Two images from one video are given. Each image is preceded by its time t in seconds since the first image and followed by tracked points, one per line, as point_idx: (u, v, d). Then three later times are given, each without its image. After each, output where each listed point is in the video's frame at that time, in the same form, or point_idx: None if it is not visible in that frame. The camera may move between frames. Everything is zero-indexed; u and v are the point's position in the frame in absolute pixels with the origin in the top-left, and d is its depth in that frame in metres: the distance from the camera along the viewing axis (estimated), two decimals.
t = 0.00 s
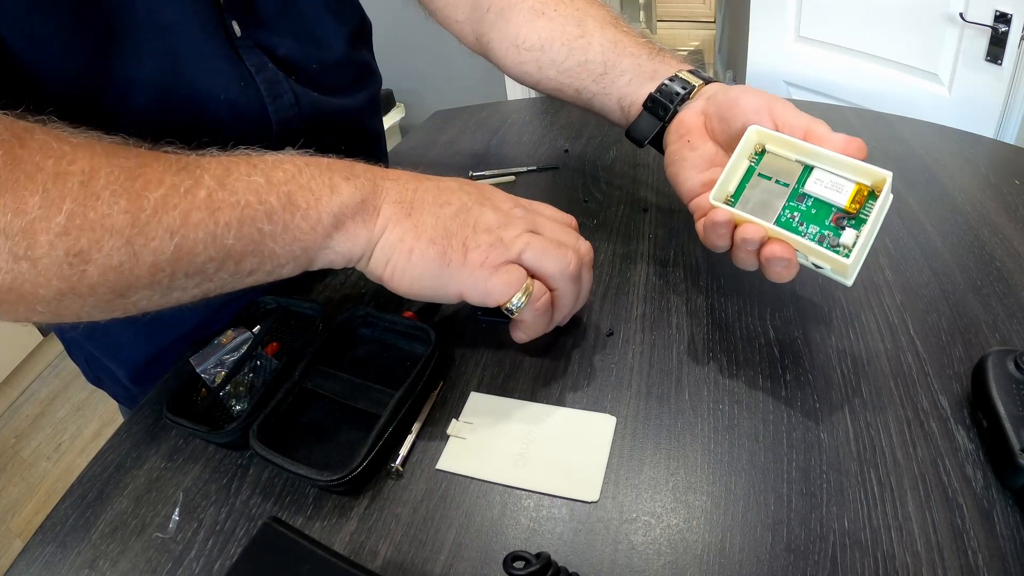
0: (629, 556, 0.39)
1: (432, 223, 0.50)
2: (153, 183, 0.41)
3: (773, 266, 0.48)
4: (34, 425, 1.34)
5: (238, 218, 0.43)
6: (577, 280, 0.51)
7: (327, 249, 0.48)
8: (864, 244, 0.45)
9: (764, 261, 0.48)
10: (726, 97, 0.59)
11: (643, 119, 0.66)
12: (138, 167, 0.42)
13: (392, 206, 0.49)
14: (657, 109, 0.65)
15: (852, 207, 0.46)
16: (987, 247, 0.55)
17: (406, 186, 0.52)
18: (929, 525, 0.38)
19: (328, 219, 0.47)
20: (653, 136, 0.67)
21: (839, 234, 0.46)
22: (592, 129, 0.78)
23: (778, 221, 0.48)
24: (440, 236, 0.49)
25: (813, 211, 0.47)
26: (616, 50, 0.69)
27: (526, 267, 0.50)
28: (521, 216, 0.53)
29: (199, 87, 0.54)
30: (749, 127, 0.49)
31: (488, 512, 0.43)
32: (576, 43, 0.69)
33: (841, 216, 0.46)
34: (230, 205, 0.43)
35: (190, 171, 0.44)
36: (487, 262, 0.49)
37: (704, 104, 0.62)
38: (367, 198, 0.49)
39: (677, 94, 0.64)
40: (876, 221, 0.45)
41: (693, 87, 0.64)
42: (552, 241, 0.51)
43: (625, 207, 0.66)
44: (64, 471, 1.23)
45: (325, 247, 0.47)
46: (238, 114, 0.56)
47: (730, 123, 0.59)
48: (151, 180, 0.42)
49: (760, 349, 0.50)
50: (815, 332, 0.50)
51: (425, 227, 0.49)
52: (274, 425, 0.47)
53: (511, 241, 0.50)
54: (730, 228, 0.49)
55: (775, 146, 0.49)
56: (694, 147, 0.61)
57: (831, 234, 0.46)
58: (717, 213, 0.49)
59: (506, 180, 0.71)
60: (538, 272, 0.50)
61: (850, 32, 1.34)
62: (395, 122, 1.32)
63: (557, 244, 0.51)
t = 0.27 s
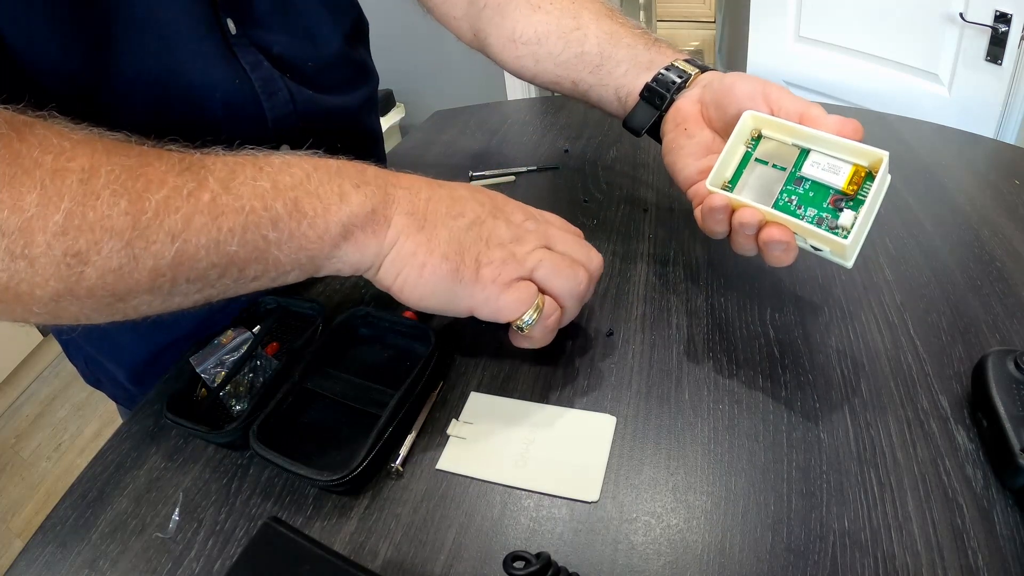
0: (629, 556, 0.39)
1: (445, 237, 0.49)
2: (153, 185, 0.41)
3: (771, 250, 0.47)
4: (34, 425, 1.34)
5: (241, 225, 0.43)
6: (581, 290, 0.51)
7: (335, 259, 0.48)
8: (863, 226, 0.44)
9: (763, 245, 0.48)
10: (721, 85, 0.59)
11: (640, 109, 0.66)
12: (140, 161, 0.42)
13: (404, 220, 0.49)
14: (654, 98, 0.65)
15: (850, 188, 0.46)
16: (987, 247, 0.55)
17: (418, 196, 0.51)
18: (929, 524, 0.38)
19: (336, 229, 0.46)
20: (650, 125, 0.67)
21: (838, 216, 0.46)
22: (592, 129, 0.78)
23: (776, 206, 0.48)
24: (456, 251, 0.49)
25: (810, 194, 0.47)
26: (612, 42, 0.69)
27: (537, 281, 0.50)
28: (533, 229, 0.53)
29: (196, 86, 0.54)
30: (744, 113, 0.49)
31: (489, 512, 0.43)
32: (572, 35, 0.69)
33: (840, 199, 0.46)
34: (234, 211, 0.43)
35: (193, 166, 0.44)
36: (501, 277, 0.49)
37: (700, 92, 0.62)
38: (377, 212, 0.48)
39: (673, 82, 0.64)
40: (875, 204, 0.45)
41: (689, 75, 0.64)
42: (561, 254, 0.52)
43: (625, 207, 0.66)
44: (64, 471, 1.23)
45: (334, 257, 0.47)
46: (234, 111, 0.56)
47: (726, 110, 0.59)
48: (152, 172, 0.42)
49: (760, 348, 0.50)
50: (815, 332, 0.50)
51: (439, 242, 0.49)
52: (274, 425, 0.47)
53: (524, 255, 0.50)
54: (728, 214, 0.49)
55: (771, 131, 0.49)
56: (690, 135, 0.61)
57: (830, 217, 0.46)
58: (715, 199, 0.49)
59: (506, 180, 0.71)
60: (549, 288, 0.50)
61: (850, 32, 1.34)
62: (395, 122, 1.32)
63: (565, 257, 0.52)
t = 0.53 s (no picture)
0: (629, 556, 0.39)
1: (437, 256, 0.44)
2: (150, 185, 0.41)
3: (770, 241, 0.47)
4: (34, 425, 1.34)
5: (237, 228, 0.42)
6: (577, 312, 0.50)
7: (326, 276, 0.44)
8: (862, 216, 0.44)
9: (763, 236, 0.48)
10: (720, 80, 0.59)
11: (639, 105, 0.66)
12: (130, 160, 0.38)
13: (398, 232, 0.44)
14: (652, 95, 0.65)
15: (848, 178, 0.46)
16: (987, 247, 0.55)
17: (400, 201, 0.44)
18: (929, 524, 0.38)
19: (326, 249, 0.42)
20: (649, 121, 0.67)
21: (836, 207, 0.46)
22: (592, 129, 0.78)
23: (774, 198, 0.48)
24: (452, 275, 0.44)
25: (808, 186, 0.47)
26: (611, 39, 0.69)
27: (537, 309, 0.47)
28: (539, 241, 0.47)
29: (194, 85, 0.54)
30: (742, 106, 0.50)
31: (489, 512, 0.43)
32: (571, 33, 0.69)
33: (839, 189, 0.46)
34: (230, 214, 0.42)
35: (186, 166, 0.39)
36: (499, 303, 0.46)
37: (698, 87, 0.62)
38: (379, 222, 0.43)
39: (671, 78, 0.64)
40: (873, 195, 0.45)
41: (687, 71, 0.64)
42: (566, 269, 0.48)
43: (625, 207, 0.66)
44: (64, 471, 1.23)
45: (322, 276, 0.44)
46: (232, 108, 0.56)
47: (725, 105, 0.59)
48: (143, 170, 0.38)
49: (760, 348, 0.50)
50: (815, 332, 0.50)
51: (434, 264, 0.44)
52: (274, 425, 0.47)
53: (529, 277, 0.47)
54: (728, 206, 0.49)
55: (769, 124, 0.50)
56: (689, 131, 0.61)
57: (828, 208, 0.46)
58: (714, 190, 0.48)
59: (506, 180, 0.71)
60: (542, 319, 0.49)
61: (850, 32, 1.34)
62: (395, 122, 1.32)
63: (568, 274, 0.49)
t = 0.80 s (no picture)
0: (629, 556, 0.39)
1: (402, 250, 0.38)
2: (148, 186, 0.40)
3: (762, 242, 0.47)
4: (34, 425, 1.34)
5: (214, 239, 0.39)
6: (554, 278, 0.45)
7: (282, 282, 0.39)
8: (853, 218, 0.45)
9: (755, 238, 0.47)
10: (715, 83, 0.60)
11: (634, 109, 0.66)
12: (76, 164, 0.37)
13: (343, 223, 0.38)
14: (647, 98, 0.65)
15: (840, 181, 0.46)
16: (987, 247, 0.55)
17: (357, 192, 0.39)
18: (929, 524, 0.38)
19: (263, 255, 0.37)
20: (643, 125, 0.67)
21: (828, 209, 0.46)
22: (592, 129, 0.78)
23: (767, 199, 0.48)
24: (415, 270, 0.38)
25: (800, 188, 0.48)
26: (607, 43, 0.69)
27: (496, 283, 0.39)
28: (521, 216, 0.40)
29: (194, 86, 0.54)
30: (735, 109, 0.50)
31: (488, 512, 0.43)
32: (567, 36, 0.69)
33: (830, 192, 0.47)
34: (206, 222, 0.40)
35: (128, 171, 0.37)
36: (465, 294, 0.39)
37: (693, 91, 0.62)
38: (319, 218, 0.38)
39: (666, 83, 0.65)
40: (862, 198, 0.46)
41: (683, 76, 0.65)
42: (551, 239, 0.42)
43: (625, 207, 0.66)
44: (64, 471, 1.23)
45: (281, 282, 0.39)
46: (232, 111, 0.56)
47: (718, 110, 0.59)
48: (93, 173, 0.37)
49: (760, 348, 0.50)
50: (815, 332, 0.50)
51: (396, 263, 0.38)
52: (274, 425, 0.47)
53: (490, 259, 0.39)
54: (719, 207, 0.48)
55: (762, 128, 0.50)
56: (683, 134, 0.61)
57: (820, 210, 0.46)
58: (706, 191, 0.48)
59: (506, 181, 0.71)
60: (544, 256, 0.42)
61: (850, 32, 1.34)
62: (395, 122, 1.32)
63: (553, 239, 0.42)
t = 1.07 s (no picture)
0: (628, 555, 0.40)
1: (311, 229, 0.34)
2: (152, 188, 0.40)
3: (759, 239, 0.47)
4: (33, 425, 1.34)
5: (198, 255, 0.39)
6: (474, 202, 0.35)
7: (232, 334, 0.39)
8: (851, 214, 0.45)
9: (752, 235, 0.48)
10: (714, 81, 0.60)
11: (633, 108, 0.66)
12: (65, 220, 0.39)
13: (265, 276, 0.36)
14: (647, 98, 0.65)
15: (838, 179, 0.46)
16: (987, 247, 0.55)
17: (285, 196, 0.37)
18: (929, 524, 0.38)
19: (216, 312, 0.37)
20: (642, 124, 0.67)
21: (826, 206, 0.46)
22: (592, 129, 0.78)
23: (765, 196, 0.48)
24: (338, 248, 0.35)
25: (799, 185, 0.48)
26: (607, 43, 0.69)
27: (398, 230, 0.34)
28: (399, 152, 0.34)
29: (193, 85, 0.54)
30: (734, 107, 0.50)
31: (488, 512, 0.43)
32: (567, 36, 0.69)
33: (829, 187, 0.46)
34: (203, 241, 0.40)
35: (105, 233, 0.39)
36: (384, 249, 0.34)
37: (692, 90, 0.62)
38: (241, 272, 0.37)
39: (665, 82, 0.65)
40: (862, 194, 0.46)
41: (682, 76, 0.64)
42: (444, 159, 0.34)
43: (625, 207, 0.66)
44: (64, 471, 1.23)
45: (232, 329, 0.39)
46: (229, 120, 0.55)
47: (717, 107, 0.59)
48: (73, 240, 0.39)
49: (761, 348, 0.50)
50: (815, 332, 0.50)
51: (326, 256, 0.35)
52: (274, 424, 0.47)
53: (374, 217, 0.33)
54: (717, 203, 0.49)
55: (761, 125, 0.50)
56: (682, 133, 0.61)
57: (819, 207, 0.46)
58: (704, 187, 0.49)
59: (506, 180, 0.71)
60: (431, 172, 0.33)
61: (850, 32, 1.34)
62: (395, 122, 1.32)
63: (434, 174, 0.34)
